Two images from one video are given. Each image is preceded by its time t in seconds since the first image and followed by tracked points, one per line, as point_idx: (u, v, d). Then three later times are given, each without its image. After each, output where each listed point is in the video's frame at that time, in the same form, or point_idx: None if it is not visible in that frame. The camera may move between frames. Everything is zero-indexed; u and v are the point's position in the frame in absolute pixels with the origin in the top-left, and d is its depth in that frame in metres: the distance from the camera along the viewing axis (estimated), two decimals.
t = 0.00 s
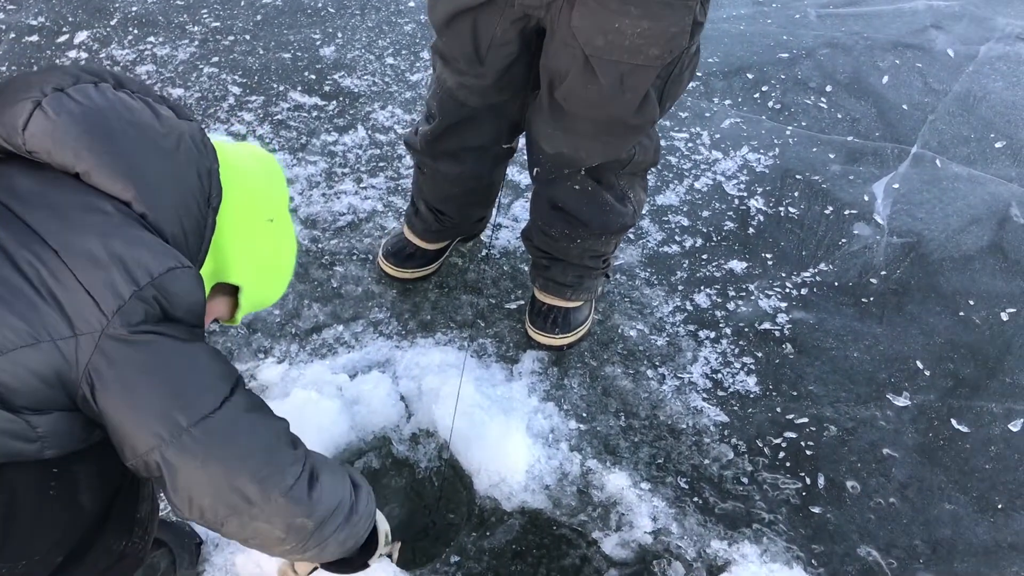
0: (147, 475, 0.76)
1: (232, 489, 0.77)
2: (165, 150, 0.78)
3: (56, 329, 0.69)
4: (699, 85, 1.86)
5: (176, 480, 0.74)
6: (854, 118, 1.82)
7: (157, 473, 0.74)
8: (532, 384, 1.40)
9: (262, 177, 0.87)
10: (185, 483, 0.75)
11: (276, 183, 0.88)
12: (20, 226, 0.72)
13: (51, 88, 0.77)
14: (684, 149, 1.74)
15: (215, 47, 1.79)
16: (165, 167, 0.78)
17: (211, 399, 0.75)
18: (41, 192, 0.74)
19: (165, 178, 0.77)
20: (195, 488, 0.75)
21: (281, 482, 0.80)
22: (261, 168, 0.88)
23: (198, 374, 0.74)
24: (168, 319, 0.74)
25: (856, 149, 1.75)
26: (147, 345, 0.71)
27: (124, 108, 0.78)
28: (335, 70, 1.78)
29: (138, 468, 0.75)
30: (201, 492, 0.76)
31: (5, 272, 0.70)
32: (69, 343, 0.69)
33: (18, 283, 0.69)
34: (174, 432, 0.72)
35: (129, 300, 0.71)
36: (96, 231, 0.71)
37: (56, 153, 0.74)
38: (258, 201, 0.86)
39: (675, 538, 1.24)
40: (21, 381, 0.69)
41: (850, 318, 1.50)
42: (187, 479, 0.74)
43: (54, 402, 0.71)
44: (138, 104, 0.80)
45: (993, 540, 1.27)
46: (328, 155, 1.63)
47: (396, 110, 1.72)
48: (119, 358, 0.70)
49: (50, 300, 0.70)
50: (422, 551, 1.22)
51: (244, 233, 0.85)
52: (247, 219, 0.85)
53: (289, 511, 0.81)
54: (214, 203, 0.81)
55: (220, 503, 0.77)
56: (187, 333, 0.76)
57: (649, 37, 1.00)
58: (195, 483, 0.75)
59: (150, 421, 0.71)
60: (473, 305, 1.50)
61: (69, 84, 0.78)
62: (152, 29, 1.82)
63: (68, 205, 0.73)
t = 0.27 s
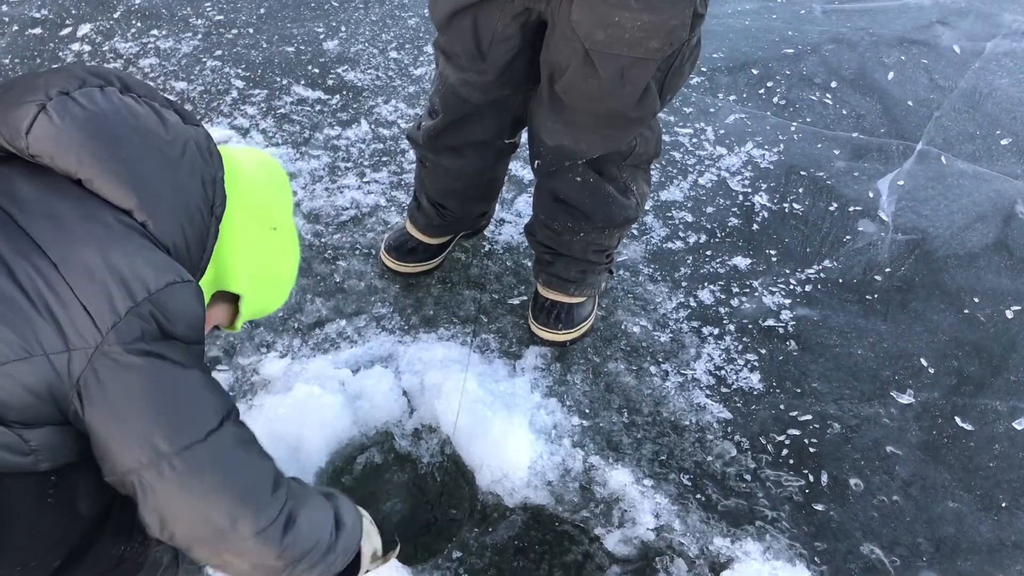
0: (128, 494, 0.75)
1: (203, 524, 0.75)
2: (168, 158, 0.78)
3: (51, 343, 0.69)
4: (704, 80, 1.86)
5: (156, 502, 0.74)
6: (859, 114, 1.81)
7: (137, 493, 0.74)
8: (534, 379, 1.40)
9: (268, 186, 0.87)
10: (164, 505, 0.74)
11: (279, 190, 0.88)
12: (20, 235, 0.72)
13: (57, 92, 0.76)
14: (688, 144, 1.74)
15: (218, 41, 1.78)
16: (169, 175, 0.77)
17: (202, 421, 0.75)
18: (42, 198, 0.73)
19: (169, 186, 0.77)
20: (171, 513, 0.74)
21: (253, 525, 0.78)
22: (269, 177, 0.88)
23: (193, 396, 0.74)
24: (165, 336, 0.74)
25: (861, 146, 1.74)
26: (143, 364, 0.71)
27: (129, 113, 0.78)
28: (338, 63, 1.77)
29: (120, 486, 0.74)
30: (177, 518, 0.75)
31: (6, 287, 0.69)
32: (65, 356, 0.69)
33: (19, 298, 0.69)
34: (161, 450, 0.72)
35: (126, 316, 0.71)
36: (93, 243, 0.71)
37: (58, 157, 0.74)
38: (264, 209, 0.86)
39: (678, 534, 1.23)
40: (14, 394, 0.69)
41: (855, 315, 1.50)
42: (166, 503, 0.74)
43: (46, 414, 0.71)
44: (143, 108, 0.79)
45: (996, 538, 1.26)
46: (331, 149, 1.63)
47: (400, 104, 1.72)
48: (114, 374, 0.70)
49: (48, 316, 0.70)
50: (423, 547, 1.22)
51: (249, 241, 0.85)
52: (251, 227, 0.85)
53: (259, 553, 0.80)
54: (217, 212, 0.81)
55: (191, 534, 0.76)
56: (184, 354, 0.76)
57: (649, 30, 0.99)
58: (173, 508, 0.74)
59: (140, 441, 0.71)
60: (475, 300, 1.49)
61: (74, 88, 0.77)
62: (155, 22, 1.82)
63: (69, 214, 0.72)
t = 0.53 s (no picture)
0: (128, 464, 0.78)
1: (201, 498, 0.79)
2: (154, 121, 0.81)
3: (56, 313, 0.72)
4: (713, 74, 1.85)
5: (156, 471, 0.77)
6: (869, 109, 1.80)
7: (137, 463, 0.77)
8: (540, 371, 1.40)
9: (249, 135, 0.91)
10: (164, 475, 0.77)
11: (259, 141, 0.91)
12: (19, 208, 0.74)
13: (33, 57, 0.77)
14: (697, 138, 1.73)
15: (227, 29, 1.79)
16: (157, 142, 0.80)
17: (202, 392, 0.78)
18: (32, 168, 0.76)
19: (159, 152, 0.80)
20: (170, 483, 0.77)
21: (246, 500, 0.81)
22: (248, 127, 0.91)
23: (193, 366, 0.77)
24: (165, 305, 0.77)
25: (871, 141, 1.73)
26: (142, 332, 0.74)
27: (109, 76, 0.80)
28: (347, 53, 1.77)
29: (120, 456, 0.77)
30: (177, 489, 0.78)
31: (12, 260, 0.72)
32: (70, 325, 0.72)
33: (28, 272, 0.72)
34: (164, 419, 0.75)
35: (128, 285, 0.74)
36: (97, 215, 0.74)
37: (43, 127, 0.76)
38: (247, 159, 0.89)
39: (683, 528, 1.23)
40: (19, 362, 0.71)
41: (863, 310, 1.49)
42: (166, 473, 0.77)
43: (51, 383, 0.74)
44: (124, 71, 0.82)
45: (1003, 535, 1.26)
46: (339, 139, 1.63)
47: (408, 94, 1.72)
48: (116, 342, 0.73)
49: (52, 286, 0.72)
50: (428, 537, 1.22)
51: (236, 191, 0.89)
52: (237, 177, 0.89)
53: (250, 529, 0.83)
54: (204, 168, 0.85)
55: (189, 505, 0.79)
56: (182, 325, 0.79)
57: (658, 19, 0.99)
58: (173, 479, 0.77)
59: (139, 411, 0.74)
60: (482, 291, 1.49)
61: (51, 52, 0.79)
62: (164, 11, 1.82)
63: (63, 183, 0.75)
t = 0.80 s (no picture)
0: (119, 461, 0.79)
1: (192, 487, 0.79)
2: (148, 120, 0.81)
3: (38, 313, 0.73)
4: (726, 69, 1.85)
5: (148, 467, 0.78)
6: (882, 106, 1.80)
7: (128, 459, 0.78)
8: (549, 363, 1.40)
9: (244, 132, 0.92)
10: (156, 470, 0.78)
11: (253, 138, 0.93)
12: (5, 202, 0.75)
13: (27, 48, 0.77)
14: (709, 132, 1.73)
15: (240, 18, 1.80)
16: (148, 138, 0.80)
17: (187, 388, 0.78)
18: (24, 162, 0.76)
19: (149, 151, 0.80)
20: (162, 478, 0.78)
21: (241, 488, 0.82)
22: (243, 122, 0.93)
23: (177, 362, 0.78)
24: (150, 301, 0.78)
25: (884, 138, 1.73)
26: (126, 331, 0.75)
27: (104, 70, 0.80)
28: (360, 43, 1.78)
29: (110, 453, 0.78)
30: (168, 483, 0.79)
31: None
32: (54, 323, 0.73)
33: (7, 266, 0.73)
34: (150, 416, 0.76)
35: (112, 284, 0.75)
36: (84, 212, 0.75)
37: (34, 121, 0.76)
38: (243, 155, 0.91)
39: (689, 521, 1.23)
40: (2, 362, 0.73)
41: (873, 307, 1.49)
42: (158, 469, 0.78)
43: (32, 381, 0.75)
44: (119, 65, 0.81)
45: (1010, 535, 1.25)
46: (350, 128, 1.63)
47: (420, 85, 1.72)
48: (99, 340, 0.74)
49: (34, 284, 0.73)
50: (434, 526, 1.22)
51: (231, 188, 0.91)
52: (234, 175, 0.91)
53: (244, 517, 0.83)
54: (198, 167, 0.85)
55: (183, 497, 0.80)
56: (166, 321, 0.79)
57: (668, 9, 0.99)
58: (166, 473, 0.78)
59: (125, 407, 0.75)
60: (491, 283, 1.49)
61: (45, 43, 0.78)
62: None
63: (52, 179, 0.76)
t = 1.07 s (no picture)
0: None
1: None
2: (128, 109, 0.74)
3: None
4: (734, 67, 1.85)
5: None
6: (890, 106, 1.80)
7: None
8: (553, 357, 1.41)
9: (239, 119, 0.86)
10: None
11: (250, 126, 0.87)
12: None
13: None
14: (716, 130, 1.74)
15: (251, 11, 1.81)
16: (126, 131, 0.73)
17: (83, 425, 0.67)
18: None
19: (123, 150, 0.73)
20: None
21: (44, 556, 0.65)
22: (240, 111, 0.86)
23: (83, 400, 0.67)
24: (84, 316, 0.69)
25: (891, 138, 1.73)
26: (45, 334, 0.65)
27: (84, 54, 0.72)
28: (369, 37, 1.79)
29: None
30: None
31: None
32: None
33: None
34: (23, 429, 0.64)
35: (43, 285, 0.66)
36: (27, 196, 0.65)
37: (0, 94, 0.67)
38: (236, 144, 0.85)
39: (691, 517, 1.24)
40: None
41: (877, 307, 1.50)
42: None
43: None
44: (99, 49, 0.73)
45: (1010, 535, 1.26)
46: (359, 122, 1.64)
47: (428, 79, 1.73)
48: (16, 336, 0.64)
49: None
50: (437, 517, 1.23)
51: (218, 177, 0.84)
52: (221, 163, 0.84)
53: None
54: (177, 162, 0.77)
55: None
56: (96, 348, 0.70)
57: (670, 8, 0.99)
58: None
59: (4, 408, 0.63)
60: (497, 278, 1.50)
61: (21, 24, 0.70)
62: None
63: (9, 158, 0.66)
